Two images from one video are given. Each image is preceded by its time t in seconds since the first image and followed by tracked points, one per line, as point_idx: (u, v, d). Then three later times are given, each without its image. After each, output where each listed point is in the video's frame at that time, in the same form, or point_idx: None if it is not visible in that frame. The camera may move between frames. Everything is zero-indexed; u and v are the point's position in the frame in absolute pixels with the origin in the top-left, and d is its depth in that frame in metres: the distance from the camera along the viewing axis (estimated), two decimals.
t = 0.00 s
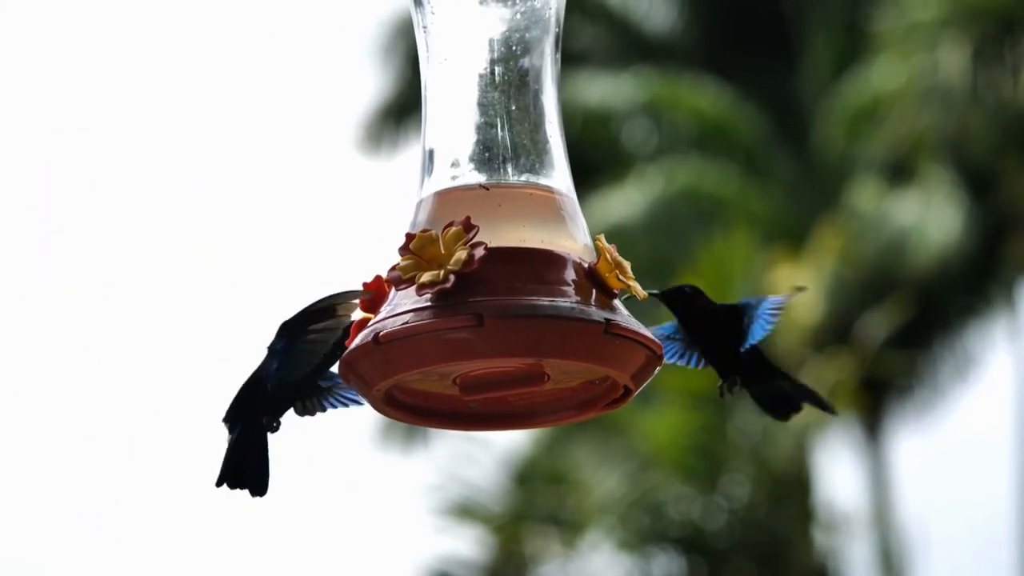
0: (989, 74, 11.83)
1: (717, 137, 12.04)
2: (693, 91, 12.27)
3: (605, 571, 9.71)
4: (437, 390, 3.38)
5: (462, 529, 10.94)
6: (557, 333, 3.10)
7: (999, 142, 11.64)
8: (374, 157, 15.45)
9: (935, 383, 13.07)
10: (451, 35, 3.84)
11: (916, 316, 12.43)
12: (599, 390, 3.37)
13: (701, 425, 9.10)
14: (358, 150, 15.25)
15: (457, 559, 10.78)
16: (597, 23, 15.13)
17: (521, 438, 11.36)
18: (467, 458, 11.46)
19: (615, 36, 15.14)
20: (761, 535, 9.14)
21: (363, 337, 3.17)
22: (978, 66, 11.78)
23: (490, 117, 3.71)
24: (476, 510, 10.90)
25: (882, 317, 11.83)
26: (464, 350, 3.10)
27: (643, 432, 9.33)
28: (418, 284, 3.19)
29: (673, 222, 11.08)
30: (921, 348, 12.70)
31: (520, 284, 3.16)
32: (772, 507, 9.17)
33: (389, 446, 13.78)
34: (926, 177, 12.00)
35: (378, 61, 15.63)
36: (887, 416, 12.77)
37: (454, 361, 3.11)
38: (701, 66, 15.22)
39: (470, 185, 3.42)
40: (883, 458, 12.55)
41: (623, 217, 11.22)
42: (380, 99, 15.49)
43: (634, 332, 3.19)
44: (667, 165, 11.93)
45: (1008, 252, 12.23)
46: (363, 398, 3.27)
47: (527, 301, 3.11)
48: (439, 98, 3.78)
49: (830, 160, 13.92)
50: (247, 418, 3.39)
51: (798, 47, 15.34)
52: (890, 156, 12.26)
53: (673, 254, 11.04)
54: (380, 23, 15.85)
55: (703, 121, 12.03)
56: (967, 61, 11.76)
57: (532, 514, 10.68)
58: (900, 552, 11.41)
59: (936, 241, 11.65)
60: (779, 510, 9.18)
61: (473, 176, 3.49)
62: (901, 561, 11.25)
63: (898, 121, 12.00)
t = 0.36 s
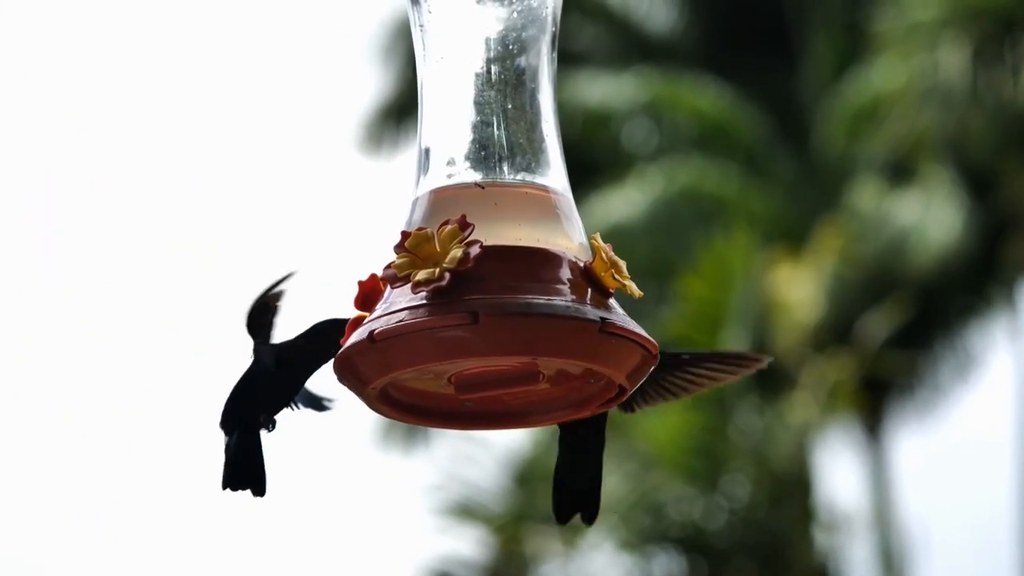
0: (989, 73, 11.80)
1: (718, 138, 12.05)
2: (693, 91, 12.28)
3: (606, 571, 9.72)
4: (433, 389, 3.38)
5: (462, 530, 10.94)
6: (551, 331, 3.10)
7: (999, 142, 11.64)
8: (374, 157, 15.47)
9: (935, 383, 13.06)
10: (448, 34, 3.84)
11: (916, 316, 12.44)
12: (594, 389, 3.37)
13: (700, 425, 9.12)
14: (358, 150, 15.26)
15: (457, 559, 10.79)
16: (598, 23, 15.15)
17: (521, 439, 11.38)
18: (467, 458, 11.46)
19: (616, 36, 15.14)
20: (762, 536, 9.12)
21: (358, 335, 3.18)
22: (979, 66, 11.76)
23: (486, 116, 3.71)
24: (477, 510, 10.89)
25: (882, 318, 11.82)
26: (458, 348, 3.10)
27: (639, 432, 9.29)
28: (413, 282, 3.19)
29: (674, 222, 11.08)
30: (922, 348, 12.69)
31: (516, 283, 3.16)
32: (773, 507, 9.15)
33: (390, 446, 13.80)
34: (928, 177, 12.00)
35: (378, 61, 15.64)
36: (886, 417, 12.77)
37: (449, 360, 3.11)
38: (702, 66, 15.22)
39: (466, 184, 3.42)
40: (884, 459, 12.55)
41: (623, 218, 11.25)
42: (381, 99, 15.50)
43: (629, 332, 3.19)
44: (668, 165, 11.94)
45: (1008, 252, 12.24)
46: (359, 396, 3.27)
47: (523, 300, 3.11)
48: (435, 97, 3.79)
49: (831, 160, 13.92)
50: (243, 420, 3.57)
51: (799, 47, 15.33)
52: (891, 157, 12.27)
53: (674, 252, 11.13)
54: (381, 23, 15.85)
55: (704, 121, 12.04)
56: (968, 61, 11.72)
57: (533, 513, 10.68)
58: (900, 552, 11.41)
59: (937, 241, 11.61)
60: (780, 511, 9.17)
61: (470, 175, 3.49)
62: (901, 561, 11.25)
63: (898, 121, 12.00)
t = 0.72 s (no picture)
0: (990, 74, 11.68)
1: (721, 138, 12.06)
2: (695, 91, 12.27)
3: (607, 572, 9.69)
4: (431, 388, 3.38)
5: (464, 530, 10.94)
6: (550, 331, 3.10)
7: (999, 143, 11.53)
8: (376, 158, 15.47)
9: (936, 383, 13.04)
10: (447, 33, 3.84)
11: (918, 317, 12.42)
12: (592, 389, 3.37)
13: (703, 425, 9.15)
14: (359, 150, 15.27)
15: (459, 559, 10.79)
16: (599, 23, 15.16)
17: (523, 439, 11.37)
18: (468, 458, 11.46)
19: (617, 37, 15.13)
20: (764, 536, 9.08)
21: (356, 333, 3.18)
22: (981, 65, 11.69)
23: (485, 115, 3.71)
24: (479, 510, 10.89)
25: (884, 318, 11.81)
26: (456, 347, 3.10)
27: (640, 433, 9.27)
28: (411, 281, 3.19)
29: (676, 223, 11.09)
30: (924, 349, 12.67)
31: (514, 282, 3.16)
32: (775, 507, 9.13)
33: (392, 447, 13.80)
34: (930, 178, 12.05)
35: (380, 61, 15.65)
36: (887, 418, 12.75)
37: (447, 359, 3.11)
38: (703, 67, 15.22)
39: (465, 183, 3.42)
40: (885, 459, 12.52)
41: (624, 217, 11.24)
42: (383, 100, 15.51)
43: (628, 332, 3.19)
44: (670, 165, 11.93)
45: (1009, 252, 12.22)
46: (356, 394, 3.27)
47: (521, 299, 3.11)
48: (434, 96, 3.79)
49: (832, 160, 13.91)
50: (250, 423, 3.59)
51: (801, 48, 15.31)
52: (893, 157, 12.31)
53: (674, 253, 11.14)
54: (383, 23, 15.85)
55: (706, 121, 12.04)
56: (969, 60, 11.68)
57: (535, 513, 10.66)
58: (901, 553, 11.39)
59: (937, 242, 11.61)
60: (781, 510, 9.14)
61: (468, 174, 3.49)
62: (903, 562, 11.22)
63: (901, 122, 12.05)
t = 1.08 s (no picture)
0: (996, 73, 11.70)
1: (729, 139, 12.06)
2: (702, 91, 12.26)
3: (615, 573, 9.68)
4: (438, 388, 3.38)
5: (472, 530, 10.95)
6: (557, 332, 3.10)
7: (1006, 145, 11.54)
8: (383, 158, 15.48)
9: (943, 383, 13.04)
10: (455, 32, 3.84)
11: (925, 317, 12.42)
12: (600, 390, 3.36)
13: (712, 423, 9.19)
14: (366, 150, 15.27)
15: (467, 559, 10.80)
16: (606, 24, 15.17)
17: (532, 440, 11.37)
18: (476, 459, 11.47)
19: (624, 38, 15.12)
20: (771, 538, 9.06)
21: (364, 333, 3.18)
22: (988, 66, 11.71)
23: (493, 115, 3.71)
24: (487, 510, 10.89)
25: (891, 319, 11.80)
26: (464, 347, 3.10)
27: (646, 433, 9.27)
28: (418, 280, 3.19)
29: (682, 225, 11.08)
30: (931, 349, 12.68)
31: (521, 282, 3.16)
32: (782, 507, 9.12)
33: (399, 447, 13.82)
34: (938, 180, 11.88)
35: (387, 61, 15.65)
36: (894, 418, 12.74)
37: (454, 359, 3.11)
38: (710, 67, 15.23)
39: (472, 183, 3.43)
40: (892, 459, 12.51)
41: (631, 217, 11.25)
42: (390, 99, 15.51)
43: (635, 331, 3.19)
44: (677, 166, 11.93)
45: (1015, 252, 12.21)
46: (364, 394, 3.27)
47: (528, 299, 3.11)
48: (442, 95, 3.79)
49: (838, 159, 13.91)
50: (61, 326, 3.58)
51: (808, 47, 15.29)
52: (899, 158, 12.27)
53: (682, 253, 11.12)
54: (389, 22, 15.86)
55: (712, 122, 12.04)
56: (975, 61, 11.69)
57: (542, 513, 10.66)
58: (908, 554, 11.39)
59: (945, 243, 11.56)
60: (788, 511, 9.13)
61: (476, 174, 3.49)
62: (910, 563, 11.21)
63: (905, 124, 12.02)
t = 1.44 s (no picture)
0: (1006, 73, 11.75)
1: (738, 139, 12.04)
2: (712, 92, 12.23)
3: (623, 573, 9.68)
4: (453, 391, 3.38)
5: (481, 531, 10.94)
6: (572, 335, 3.10)
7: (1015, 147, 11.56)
8: (392, 159, 15.49)
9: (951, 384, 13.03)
10: (468, 35, 3.83)
11: (934, 318, 12.40)
12: (616, 392, 3.36)
13: (721, 425, 9.18)
14: (376, 151, 15.28)
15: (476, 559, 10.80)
16: (615, 24, 15.15)
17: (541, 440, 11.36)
18: (484, 459, 11.47)
19: (633, 38, 15.11)
20: (780, 539, 9.07)
21: (379, 337, 3.18)
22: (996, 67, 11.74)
23: (507, 118, 3.71)
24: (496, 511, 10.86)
25: (900, 320, 11.78)
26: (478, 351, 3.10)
27: (656, 434, 9.26)
28: (433, 284, 3.19)
29: (691, 226, 11.06)
30: (940, 349, 12.66)
31: (536, 285, 3.16)
32: (791, 508, 9.14)
33: (408, 448, 13.82)
34: (947, 181, 11.94)
35: (397, 62, 15.64)
36: (903, 419, 12.73)
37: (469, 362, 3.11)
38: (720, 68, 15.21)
39: (486, 187, 3.42)
40: (901, 459, 12.50)
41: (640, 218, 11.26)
42: (399, 100, 15.51)
43: (650, 334, 3.19)
44: (686, 167, 11.92)
45: None
46: (379, 397, 3.27)
47: (543, 302, 3.11)
48: (456, 99, 3.78)
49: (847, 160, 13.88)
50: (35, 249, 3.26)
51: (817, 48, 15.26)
52: (909, 159, 12.24)
53: (689, 251, 11.15)
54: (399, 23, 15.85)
55: (722, 123, 12.03)
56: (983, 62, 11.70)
57: (552, 513, 10.64)
58: (918, 554, 11.41)
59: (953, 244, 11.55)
60: (798, 512, 9.15)
61: (490, 177, 3.48)
62: (918, 564, 11.22)
63: (914, 126, 11.98)
